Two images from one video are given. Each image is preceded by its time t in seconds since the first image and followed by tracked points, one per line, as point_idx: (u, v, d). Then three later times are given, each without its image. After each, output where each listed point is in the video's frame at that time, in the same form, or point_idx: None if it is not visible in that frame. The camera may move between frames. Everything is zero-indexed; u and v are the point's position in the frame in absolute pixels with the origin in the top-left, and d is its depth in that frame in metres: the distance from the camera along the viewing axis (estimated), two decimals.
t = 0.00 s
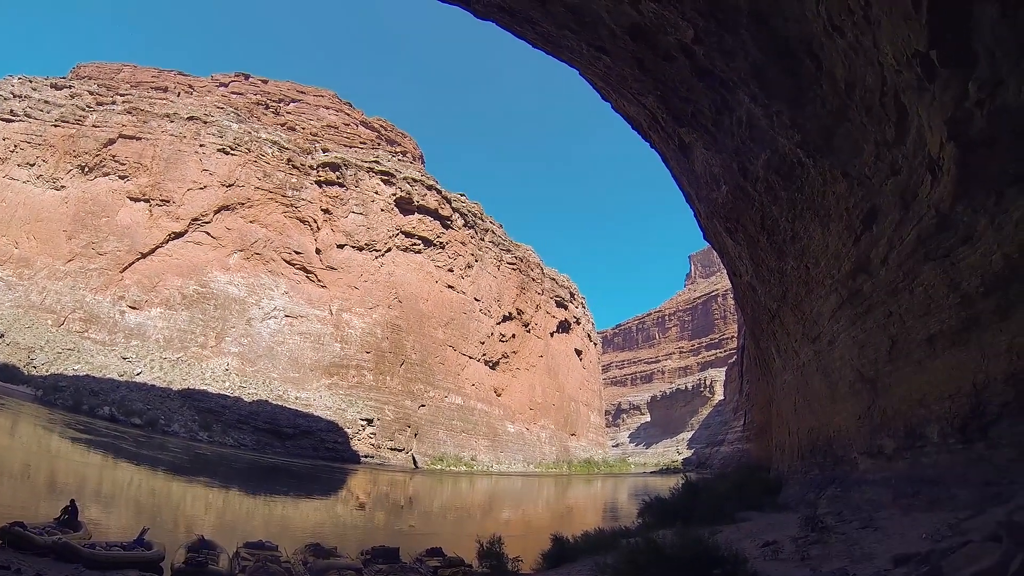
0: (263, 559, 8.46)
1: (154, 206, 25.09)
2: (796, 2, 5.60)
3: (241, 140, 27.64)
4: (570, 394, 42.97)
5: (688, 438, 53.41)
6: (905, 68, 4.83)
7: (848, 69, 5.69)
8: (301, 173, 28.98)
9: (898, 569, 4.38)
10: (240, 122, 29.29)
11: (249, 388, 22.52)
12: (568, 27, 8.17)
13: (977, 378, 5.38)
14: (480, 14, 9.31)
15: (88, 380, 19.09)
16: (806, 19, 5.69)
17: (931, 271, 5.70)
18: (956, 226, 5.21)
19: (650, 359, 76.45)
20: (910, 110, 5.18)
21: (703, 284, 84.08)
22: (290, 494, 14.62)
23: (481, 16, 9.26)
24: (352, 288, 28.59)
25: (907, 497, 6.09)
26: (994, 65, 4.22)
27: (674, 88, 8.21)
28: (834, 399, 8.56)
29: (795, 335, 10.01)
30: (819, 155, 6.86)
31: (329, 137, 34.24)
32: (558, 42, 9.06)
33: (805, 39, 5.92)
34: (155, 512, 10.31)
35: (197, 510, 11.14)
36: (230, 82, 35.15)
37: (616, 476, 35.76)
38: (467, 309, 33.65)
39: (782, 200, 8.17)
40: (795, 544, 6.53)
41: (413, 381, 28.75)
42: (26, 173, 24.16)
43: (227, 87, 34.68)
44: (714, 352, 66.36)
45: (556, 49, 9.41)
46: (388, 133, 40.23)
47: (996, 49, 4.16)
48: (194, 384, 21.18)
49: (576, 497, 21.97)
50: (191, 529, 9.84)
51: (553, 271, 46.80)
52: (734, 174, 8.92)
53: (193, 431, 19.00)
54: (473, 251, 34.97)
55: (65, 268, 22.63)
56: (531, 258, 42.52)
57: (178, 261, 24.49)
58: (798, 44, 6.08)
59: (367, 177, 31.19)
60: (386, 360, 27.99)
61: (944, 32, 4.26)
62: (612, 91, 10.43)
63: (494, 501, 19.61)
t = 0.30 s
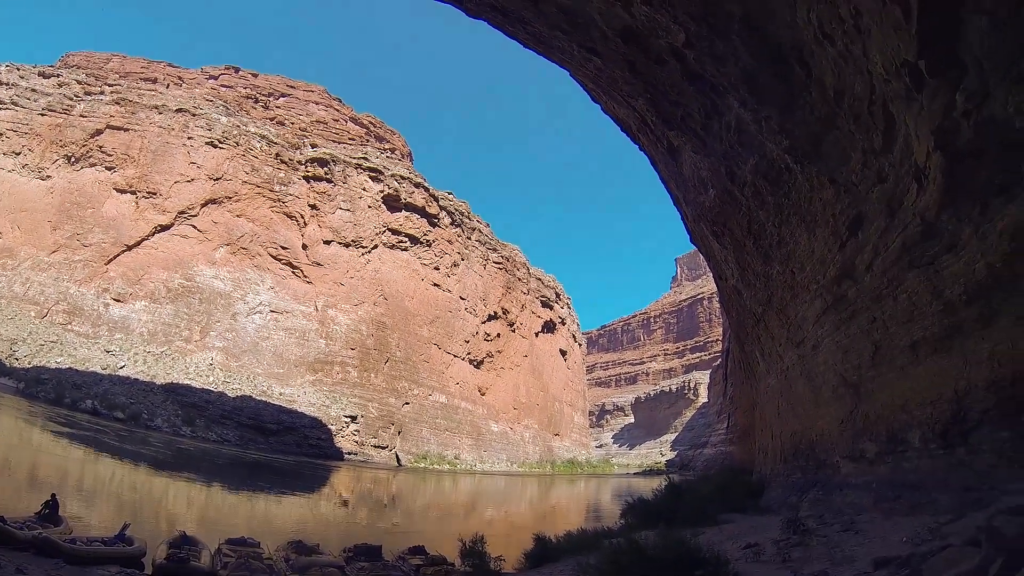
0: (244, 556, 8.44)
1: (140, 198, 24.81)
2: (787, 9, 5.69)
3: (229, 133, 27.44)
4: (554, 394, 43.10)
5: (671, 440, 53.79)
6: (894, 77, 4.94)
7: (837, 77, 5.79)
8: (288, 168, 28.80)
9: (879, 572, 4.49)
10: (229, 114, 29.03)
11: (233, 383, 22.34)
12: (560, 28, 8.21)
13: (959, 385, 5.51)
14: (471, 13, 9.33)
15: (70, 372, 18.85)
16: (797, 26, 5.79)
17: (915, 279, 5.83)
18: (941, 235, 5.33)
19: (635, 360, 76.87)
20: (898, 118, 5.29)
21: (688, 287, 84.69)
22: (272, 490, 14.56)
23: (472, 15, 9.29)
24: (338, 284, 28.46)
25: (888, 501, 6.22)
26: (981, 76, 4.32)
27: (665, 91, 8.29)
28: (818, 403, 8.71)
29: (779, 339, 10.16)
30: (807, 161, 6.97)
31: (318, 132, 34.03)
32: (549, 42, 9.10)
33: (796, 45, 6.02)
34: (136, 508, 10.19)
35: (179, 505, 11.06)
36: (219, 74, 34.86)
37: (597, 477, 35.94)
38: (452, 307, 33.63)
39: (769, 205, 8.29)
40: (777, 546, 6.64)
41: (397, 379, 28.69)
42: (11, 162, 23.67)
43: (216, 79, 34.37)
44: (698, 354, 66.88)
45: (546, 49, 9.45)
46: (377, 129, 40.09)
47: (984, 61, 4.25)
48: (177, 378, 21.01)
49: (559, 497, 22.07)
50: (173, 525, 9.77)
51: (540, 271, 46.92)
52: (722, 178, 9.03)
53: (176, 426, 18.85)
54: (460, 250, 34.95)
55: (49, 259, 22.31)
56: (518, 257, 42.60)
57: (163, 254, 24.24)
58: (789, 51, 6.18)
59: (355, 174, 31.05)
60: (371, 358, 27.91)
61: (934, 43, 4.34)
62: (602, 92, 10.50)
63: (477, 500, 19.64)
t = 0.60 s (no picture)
0: (238, 554, 8.42)
1: (135, 196, 24.70)
2: (783, 11, 5.72)
3: (225, 131, 27.39)
4: (549, 394, 43.13)
5: (665, 440, 53.90)
6: (890, 80, 4.97)
7: (833, 80, 5.83)
8: (284, 167, 28.74)
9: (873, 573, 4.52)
10: (225, 112, 28.97)
11: (227, 381, 22.29)
12: (557, 28, 8.23)
13: (953, 387, 5.57)
14: (468, 12, 9.35)
15: (64, 370, 18.76)
16: (793, 29, 5.83)
17: (909, 281, 5.88)
18: (935, 237, 5.38)
19: (629, 361, 76.98)
20: (893, 121, 5.34)
21: (683, 288, 84.92)
22: (266, 488, 14.53)
23: (469, 15, 9.31)
24: (333, 283, 28.41)
25: (881, 503, 6.28)
26: (976, 80, 4.36)
27: (661, 92, 8.32)
28: (812, 404, 8.76)
29: (774, 340, 10.21)
30: (802, 163, 7.02)
31: (314, 131, 33.97)
32: (546, 42, 9.13)
33: (792, 47, 6.06)
34: (130, 506, 10.13)
35: (173, 504, 11.02)
36: (215, 72, 34.79)
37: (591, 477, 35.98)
38: (447, 307, 33.62)
39: (764, 207, 8.34)
40: (771, 547, 6.68)
41: (392, 378, 28.67)
42: (5, 158, 23.52)
43: (212, 77, 34.29)
44: (693, 355, 67.06)
45: (542, 49, 9.47)
46: (373, 128, 40.06)
47: (979, 65, 4.29)
48: (171, 376, 20.94)
49: (553, 497, 22.09)
50: (166, 523, 9.74)
51: (535, 271, 46.97)
52: (717, 179, 9.06)
53: (170, 424, 18.79)
54: (455, 249, 34.94)
55: (43, 256, 22.18)
56: (513, 257, 42.60)
57: (158, 252, 24.15)
58: (785, 53, 6.21)
59: (351, 173, 31.00)
60: (366, 357, 27.87)
61: (930, 47, 4.37)
62: (599, 93, 10.53)
63: (471, 499, 19.63)
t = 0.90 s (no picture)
0: (234, 552, 8.42)
1: (132, 193, 24.63)
2: (781, 12, 5.73)
3: (222, 128, 27.33)
4: (545, 393, 43.16)
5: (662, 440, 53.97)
6: (887, 83, 4.98)
7: (831, 81, 5.85)
8: (281, 164, 28.70)
9: (869, 573, 4.54)
10: (222, 109, 28.90)
11: (224, 379, 22.26)
12: (555, 27, 8.23)
13: (948, 389, 5.61)
14: (466, 11, 9.34)
15: (61, 367, 18.71)
16: (790, 30, 5.84)
17: (905, 282, 5.91)
18: (932, 239, 5.41)
19: (626, 360, 77.11)
20: (890, 123, 5.35)
21: (680, 288, 85.02)
22: (262, 487, 14.52)
23: (467, 14, 9.31)
24: (330, 281, 28.38)
25: (877, 503, 6.31)
26: (973, 83, 4.37)
27: (659, 93, 8.32)
28: (808, 404, 8.81)
29: (770, 340, 10.24)
30: (799, 164, 7.04)
31: (311, 129, 33.90)
32: (544, 42, 9.13)
33: (789, 48, 6.07)
34: (126, 504, 10.13)
35: (169, 502, 10.99)
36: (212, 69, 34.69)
37: (588, 476, 36.04)
38: (444, 306, 33.60)
39: (762, 207, 8.36)
40: (767, 547, 6.70)
41: (389, 377, 28.66)
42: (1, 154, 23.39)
43: (210, 74, 34.20)
44: (689, 355, 67.18)
45: (540, 48, 9.47)
46: (370, 127, 40.02)
47: (976, 68, 4.30)
48: (168, 374, 20.90)
49: (549, 496, 22.12)
50: (162, 521, 9.73)
51: (532, 271, 46.99)
52: (715, 179, 9.08)
53: (166, 422, 18.76)
54: (452, 248, 34.94)
55: (40, 252, 22.07)
56: (510, 257, 42.61)
57: (155, 249, 24.08)
58: (782, 53, 6.22)
59: (348, 171, 30.97)
60: (363, 355, 27.85)
61: (928, 50, 4.37)
62: (596, 92, 10.53)
63: (468, 498, 19.65)
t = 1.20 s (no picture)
0: (237, 554, 8.43)
1: (134, 195, 24.66)
2: (781, 11, 5.72)
3: (223, 131, 27.36)
4: (547, 393, 43.14)
5: (664, 440, 53.89)
6: (887, 80, 4.96)
7: (831, 79, 5.83)
8: (282, 166, 28.72)
9: (871, 573, 4.52)
10: (223, 112, 28.94)
11: (226, 381, 22.28)
12: (555, 28, 8.23)
13: (950, 387, 5.60)
14: (466, 12, 9.34)
15: (63, 370, 18.75)
16: (790, 27, 5.83)
17: (907, 281, 5.91)
18: (933, 237, 5.40)
19: (628, 360, 77.06)
20: (891, 121, 5.34)
21: (682, 287, 84.92)
22: (265, 489, 14.54)
23: (466, 14, 9.31)
24: (332, 283, 28.39)
25: (880, 501, 6.30)
26: (974, 80, 4.36)
27: (659, 92, 8.31)
28: (810, 403, 8.80)
29: (772, 339, 10.23)
30: (800, 163, 7.03)
31: (312, 131, 33.91)
32: (544, 42, 9.13)
33: (790, 47, 6.06)
34: (129, 506, 10.15)
35: (171, 504, 11.01)
36: (213, 71, 34.73)
37: (590, 476, 36.02)
38: (446, 306, 33.60)
39: (762, 206, 8.35)
40: (770, 546, 6.68)
41: (391, 378, 28.66)
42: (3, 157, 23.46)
43: (210, 76, 34.25)
44: (691, 355, 67.07)
45: (540, 48, 9.47)
46: (371, 128, 40.03)
47: (976, 66, 4.29)
48: (170, 376, 20.93)
49: (552, 497, 22.12)
50: (165, 523, 9.75)
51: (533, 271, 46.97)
52: (715, 178, 9.07)
53: (168, 424, 18.79)
54: (453, 249, 34.93)
55: (42, 256, 22.12)
56: (511, 257, 42.57)
57: (156, 251, 24.12)
58: (783, 52, 6.22)
59: (349, 172, 30.98)
60: (365, 356, 27.85)
61: (928, 48, 4.35)
62: (596, 92, 10.52)
63: (470, 499, 19.65)
